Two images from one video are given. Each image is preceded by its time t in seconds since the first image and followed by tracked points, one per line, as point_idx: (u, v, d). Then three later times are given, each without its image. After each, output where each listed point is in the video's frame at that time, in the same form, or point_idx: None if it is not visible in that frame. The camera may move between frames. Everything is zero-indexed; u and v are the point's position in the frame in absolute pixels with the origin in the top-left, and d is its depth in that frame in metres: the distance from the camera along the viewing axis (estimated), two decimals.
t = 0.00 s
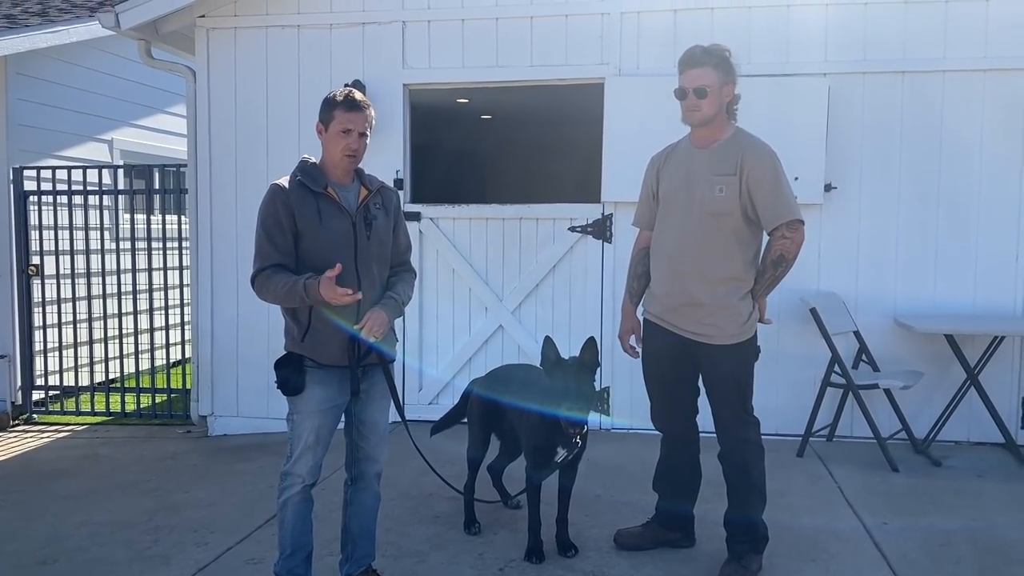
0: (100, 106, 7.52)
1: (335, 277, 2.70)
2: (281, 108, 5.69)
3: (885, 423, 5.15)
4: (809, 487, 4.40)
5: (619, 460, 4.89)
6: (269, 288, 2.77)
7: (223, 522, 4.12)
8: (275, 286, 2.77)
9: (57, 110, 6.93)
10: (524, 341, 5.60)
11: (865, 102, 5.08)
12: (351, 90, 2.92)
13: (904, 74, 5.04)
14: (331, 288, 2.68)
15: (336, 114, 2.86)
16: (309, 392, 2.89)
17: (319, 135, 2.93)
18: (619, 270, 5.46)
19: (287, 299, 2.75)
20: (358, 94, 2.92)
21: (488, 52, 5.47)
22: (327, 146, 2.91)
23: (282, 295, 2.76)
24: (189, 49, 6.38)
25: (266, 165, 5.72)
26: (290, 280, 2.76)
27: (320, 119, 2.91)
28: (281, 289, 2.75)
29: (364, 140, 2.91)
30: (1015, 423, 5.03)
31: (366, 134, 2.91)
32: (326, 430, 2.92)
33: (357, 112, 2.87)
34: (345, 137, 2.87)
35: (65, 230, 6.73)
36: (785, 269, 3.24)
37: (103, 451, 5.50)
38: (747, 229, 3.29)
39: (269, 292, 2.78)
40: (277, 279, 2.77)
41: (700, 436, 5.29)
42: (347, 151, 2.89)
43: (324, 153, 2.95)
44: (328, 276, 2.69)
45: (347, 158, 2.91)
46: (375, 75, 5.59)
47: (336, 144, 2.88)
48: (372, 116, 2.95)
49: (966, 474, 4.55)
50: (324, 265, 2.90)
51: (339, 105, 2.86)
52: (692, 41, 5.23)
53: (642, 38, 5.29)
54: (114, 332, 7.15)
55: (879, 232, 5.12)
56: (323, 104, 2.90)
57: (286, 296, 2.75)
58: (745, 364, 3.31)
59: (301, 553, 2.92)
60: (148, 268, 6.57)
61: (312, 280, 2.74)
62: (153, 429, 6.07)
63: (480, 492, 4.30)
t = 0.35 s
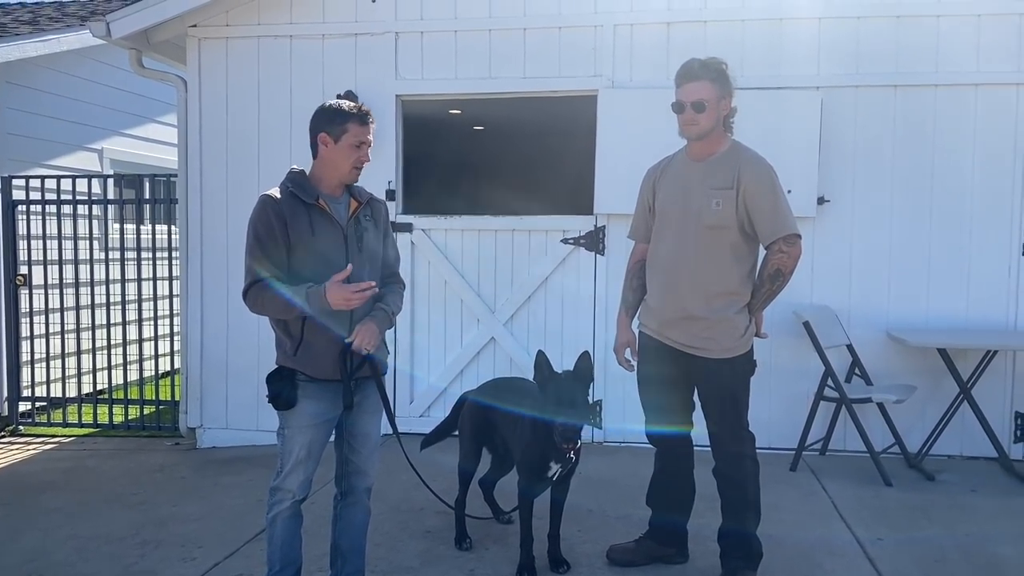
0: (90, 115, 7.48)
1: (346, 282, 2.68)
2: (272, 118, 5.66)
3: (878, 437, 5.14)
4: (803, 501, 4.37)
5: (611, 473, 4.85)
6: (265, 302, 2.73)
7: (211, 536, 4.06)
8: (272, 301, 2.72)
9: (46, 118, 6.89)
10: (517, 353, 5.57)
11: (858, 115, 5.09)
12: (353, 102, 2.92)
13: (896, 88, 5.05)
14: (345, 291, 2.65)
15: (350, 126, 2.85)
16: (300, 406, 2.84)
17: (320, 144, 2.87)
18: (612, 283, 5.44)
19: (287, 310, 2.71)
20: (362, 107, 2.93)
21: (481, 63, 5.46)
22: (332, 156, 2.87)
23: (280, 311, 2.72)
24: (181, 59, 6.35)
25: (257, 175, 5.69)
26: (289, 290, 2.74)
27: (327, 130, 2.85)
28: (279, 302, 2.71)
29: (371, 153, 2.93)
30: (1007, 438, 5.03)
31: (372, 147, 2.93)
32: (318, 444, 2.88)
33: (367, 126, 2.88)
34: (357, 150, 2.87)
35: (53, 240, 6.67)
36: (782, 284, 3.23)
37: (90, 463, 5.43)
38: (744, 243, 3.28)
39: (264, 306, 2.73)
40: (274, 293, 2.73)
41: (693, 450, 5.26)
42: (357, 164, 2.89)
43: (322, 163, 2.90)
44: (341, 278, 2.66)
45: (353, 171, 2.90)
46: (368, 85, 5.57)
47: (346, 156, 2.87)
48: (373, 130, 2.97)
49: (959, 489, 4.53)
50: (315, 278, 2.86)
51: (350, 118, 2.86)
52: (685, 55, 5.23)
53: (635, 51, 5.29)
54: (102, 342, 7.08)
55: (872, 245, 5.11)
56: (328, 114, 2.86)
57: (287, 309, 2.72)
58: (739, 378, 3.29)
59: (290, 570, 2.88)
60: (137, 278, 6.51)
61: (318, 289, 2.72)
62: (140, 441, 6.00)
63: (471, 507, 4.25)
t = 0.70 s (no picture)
0: (77, 126, 7.44)
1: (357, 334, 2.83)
2: (261, 131, 5.64)
3: (866, 454, 5.13)
4: (791, 519, 4.36)
5: (599, 490, 4.82)
6: (262, 321, 2.70)
7: (194, 554, 4.01)
8: (270, 320, 2.70)
9: (32, 129, 6.85)
10: (505, 367, 5.55)
11: (846, 133, 5.11)
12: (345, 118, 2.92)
13: (885, 106, 5.07)
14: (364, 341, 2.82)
15: (344, 142, 2.86)
16: (287, 424, 2.82)
17: (311, 159, 2.86)
18: (601, 298, 5.43)
19: (288, 331, 2.71)
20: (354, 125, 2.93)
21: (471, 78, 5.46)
22: (323, 172, 2.86)
23: (279, 330, 2.71)
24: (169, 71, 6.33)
25: (245, 188, 5.66)
26: (289, 312, 2.74)
27: (320, 144, 2.84)
28: (278, 322, 2.70)
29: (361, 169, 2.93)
30: (995, 455, 5.03)
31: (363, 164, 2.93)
32: (303, 462, 2.85)
33: (360, 143, 2.89)
34: (347, 166, 2.87)
35: (38, 251, 6.61)
36: (772, 301, 3.23)
37: (72, 478, 5.37)
38: (734, 260, 3.28)
39: (261, 325, 2.71)
40: (269, 312, 2.71)
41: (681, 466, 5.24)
42: (348, 180, 2.89)
43: (312, 178, 2.89)
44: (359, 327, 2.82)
45: (344, 187, 2.90)
46: (357, 99, 5.56)
47: (338, 172, 2.86)
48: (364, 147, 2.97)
49: (946, 507, 4.53)
50: (303, 294, 2.83)
51: (345, 134, 2.86)
52: (674, 71, 5.25)
53: (625, 67, 5.30)
54: (86, 355, 7.02)
55: (860, 262, 5.12)
56: (321, 129, 2.85)
57: (287, 329, 2.71)
58: (728, 396, 3.27)
59: None
60: (122, 290, 6.46)
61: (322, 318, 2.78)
62: (124, 455, 5.94)
63: (458, 524, 4.22)
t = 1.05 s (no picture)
0: (56, 134, 7.35)
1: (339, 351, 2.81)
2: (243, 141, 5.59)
3: (848, 471, 5.13)
4: (774, 536, 4.34)
5: (581, 507, 4.78)
6: (245, 333, 2.66)
7: (168, 571, 3.93)
8: (253, 332, 2.66)
9: (9, 137, 6.76)
10: (487, 382, 5.50)
11: (828, 150, 5.13)
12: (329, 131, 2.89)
13: (867, 124, 5.10)
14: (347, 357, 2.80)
15: (328, 155, 2.83)
16: (265, 439, 2.76)
17: (293, 171, 2.83)
18: (584, 313, 5.41)
19: (272, 343, 2.68)
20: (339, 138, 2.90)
21: (455, 91, 5.45)
22: (305, 184, 2.83)
23: (262, 342, 2.67)
24: (150, 80, 6.27)
25: (225, 199, 5.60)
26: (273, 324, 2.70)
27: (303, 157, 2.81)
28: (262, 334, 2.67)
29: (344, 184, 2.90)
30: (976, 472, 5.04)
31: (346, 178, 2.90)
32: (282, 478, 2.79)
33: (344, 156, 2.86)
34: (330, 180, 2.84)
35: (14, 261, 6.51)
36: (754, 317, 3.23)
37: (45, 492, 5.26)
38: (717, 276, 3.27)
39: (244, 337, 2.66)
40: (251, 325, 2.67)
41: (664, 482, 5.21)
42: (330, 194, 2.86)
43: (294, 190, 2.85)
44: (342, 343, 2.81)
45: (326, 200, 2.87)
46: (340, 110, 5.53)
47: (320, 185, 2.83)
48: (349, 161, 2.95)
49: (928, 524, 4.52)
50: (283, 307, 2.79)
51: (329, 146, 2.83)
52: (659, 86, 5.25)
53: (609, 82, 5.30)
54: (61, 367, 6.91)
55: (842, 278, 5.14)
56: (306, 141, 2.82)
57: (271, 342, 2.68)
58: (711, 413, 3.25)
59: None
60: (99, 301, 6.37)
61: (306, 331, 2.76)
62: (99, 469, 5.84)
63: (439, 542, 4.16)
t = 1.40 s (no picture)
0: (37, 140, 7.30)
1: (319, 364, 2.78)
2: (226, 150, 5.56)
3: (830, 483, 5.14)
4: (756, 548, 4.34)
5: (564, 518, 4.77)
6: (223, 343, 2.65)
7: None
8: (232, 342, 2.65)
9: None
10: (471, 393, 5.49)
11: (811, 163, 5.16)
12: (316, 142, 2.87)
13: (850, 138, 5.14)
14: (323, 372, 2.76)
15: (313, 166, 2.81)
16: (243, 449, 2.74)
17: (278, 181, 2.81)
18: (568, 324, 5.40)
19: (252, 353, 2.66)
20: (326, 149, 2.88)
21: (441, 101, 5.45)
22: (290, 194, 2.81)
23: (242, 354, 2.66)
24: (134, 87, 6.24)
25: (208, 207, 5.57)
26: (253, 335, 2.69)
27: (287, 167, 2.80)
28: (241, 344, 2.65)
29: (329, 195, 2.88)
30: (956, 484, 5.07)
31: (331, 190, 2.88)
32: (261, 489, 2.77)
33: (330, 169, 2.85)
34: (314, 191, 2.82)
35: None
36: (734, 329, 3.24)
37: (21, 502, 5.19)
38: (698, 287, 3.28)
39: (221, 347, 2.65)
40: (229, 335, 2.65)
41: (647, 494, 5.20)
42: (314, 205, 2.84)
43: (279, 201, 2.84)
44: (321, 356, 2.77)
45: (310, 212, 2.85)
46: (325, 119, 5.52)
47: (306, 197, 2.81)
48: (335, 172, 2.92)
49: (909, 536, 4.54)
50: (264, 317, 2.77)
51: (314, 158, 2.82)
52: (644, 98, 5.28)
53: (594, 93, 5.32)
54: (40, 375, 6.83)
55: (825, 291, 5.16)
56: (292, 152, 2.81)
57: (251, 352, 2.66)
58: (694, 424, 3.26)
59: None
60: (79, 309, 6.31)
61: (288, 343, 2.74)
62: (77, 479, 5.77)
63: (420, 553, 4.14)
